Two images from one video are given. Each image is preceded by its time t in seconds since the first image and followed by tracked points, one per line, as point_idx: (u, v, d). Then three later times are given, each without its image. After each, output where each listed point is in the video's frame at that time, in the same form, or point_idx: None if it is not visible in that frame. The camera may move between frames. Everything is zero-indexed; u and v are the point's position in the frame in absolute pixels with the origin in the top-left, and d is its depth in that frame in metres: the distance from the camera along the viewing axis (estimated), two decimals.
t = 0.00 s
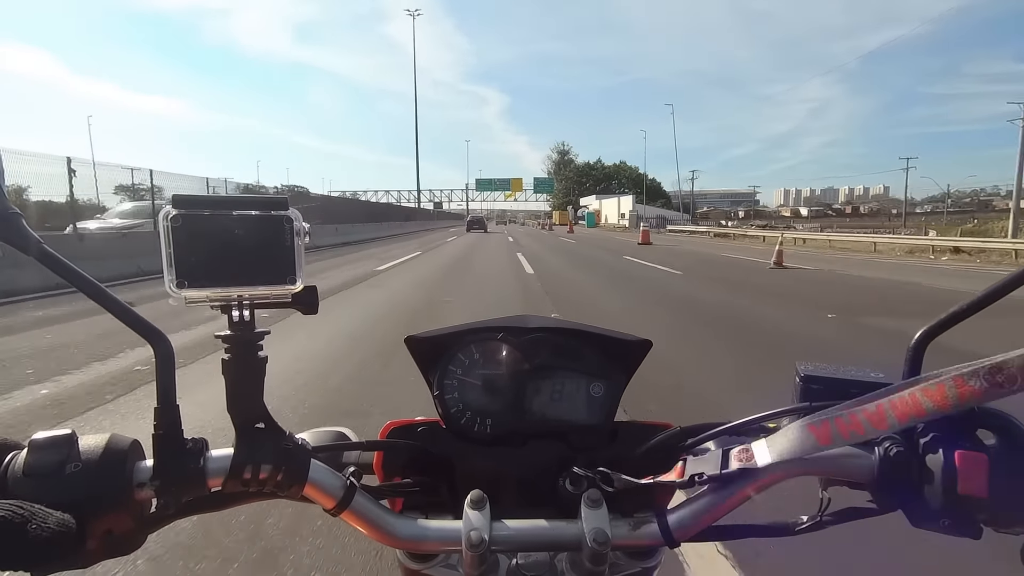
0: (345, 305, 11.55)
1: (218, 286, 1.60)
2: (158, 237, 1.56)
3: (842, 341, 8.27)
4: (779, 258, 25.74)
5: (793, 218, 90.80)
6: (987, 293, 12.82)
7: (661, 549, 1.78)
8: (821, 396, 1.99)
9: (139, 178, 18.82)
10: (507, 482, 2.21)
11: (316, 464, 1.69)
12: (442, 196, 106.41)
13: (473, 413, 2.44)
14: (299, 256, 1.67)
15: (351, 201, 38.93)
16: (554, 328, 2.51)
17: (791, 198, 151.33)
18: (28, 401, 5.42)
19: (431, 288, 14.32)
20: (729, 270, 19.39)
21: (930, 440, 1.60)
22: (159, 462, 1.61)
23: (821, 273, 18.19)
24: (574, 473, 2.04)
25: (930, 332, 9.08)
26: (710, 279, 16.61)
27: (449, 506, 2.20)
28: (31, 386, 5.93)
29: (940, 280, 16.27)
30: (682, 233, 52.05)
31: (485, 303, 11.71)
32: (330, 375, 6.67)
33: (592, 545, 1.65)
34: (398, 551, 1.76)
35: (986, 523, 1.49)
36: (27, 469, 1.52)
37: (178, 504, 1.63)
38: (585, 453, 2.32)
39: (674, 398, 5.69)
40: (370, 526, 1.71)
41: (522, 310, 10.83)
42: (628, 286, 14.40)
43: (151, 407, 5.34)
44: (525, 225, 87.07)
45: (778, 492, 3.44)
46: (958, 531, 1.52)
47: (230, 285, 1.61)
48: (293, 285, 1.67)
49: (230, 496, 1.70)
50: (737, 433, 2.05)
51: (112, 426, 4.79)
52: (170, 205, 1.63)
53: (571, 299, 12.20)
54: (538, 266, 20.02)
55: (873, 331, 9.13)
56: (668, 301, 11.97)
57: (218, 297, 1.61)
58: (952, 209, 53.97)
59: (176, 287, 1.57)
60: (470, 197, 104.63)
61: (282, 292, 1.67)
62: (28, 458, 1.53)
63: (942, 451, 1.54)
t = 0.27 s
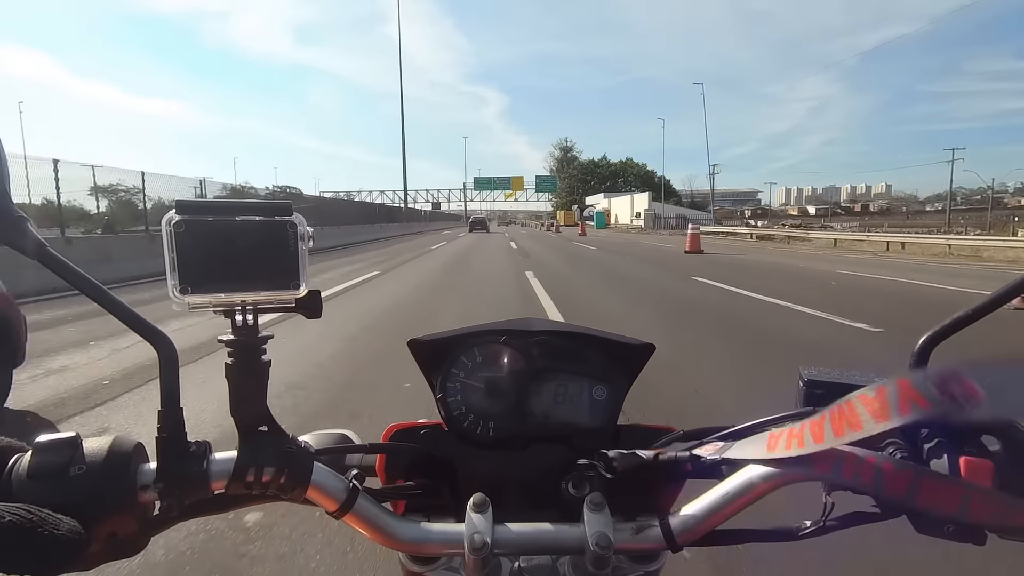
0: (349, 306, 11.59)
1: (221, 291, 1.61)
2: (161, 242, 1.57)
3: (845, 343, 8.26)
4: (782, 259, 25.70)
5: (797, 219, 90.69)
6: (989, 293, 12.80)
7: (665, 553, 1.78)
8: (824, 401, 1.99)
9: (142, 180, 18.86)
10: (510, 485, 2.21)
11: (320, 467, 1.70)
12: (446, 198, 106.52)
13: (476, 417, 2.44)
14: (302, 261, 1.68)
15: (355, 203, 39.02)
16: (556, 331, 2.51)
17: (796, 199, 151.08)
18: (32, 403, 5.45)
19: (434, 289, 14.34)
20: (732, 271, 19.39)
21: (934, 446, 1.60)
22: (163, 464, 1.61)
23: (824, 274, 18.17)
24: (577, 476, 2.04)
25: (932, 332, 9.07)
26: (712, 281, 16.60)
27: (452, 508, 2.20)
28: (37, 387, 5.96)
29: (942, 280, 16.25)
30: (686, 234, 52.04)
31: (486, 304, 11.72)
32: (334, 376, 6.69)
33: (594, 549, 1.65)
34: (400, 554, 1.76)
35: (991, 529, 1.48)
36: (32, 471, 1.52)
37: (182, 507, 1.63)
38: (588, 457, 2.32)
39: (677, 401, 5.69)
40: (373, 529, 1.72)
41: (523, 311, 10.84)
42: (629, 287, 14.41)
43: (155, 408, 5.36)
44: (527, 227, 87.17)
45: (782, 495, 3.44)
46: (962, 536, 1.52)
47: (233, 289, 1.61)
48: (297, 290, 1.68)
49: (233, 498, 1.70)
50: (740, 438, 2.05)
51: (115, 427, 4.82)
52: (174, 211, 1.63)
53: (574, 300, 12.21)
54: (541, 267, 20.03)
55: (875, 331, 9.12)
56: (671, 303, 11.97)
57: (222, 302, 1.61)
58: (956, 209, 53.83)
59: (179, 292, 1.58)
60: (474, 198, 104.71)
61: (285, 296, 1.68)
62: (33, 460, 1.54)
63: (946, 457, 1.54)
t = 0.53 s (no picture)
0: (352, 308, 11.63)
1: (231, 293, 1.63)
2: (171, 245, 1.59)
3: (847, 343, 8.29)
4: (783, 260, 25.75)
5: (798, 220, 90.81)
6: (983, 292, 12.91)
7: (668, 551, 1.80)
8: (826, 401, 2.01)
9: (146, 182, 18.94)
10: (514, 485, 2.24)
11: (326, 467, 1.72)
12: (447, 200, 106.76)
13: (480, 417, 2.47)
14: (309, 263, 1.71)
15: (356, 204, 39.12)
16: (560, 332, 2.53)
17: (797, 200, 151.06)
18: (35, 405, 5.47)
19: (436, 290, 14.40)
20: (733, 272, 19.43)
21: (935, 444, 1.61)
22: (172, 465, 1.63)
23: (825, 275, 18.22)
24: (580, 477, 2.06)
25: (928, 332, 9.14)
26: (713, 281, 16.64)
27: (457, 508, 2.22)
28: (44, 388, 6.01)
29: (936, 280, 16.35)
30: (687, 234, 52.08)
31: (485, 305, 11.74)
32: (338, 377, 6.73)
33: (598, 548, 1.67)
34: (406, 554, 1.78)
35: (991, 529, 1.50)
36: (45, 472, 1.55)
37: (192, 508, 1.66)
38: (592, 457, 2.34)
39: (678, 401, 5.71)
40: (378, 529, 1.73)
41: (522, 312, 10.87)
42: (631, 288, 14.44)
43: (161, 409, 5.40)
44: (526, 228, 87.28)
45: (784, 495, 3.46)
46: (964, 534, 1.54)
47: (243, 292, 1.63)
48: (304, 291, 1.70)
49: (242, 499, 1.72)
50: (743, 437, 2.07)
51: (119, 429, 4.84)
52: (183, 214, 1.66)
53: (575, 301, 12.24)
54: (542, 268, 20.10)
55: (872, 332, 9.19)
56: (673, 304, 12.02)
57: (231, 304, 1.64)
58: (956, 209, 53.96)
59: (189, 295, 1.60)
60: (476, 201, 105.06)
61: (293, 298, 1.70)
62: (47, 461, 1.57)
63: (946, 455, 1.56)
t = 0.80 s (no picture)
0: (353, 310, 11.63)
1: (230, 297, 1.63)
2: (170, 249, 1.59)
3: (848, 339, 8.29)
4: (783, 256, 25.75)
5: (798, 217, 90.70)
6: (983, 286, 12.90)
7: (673, 548, 1.79)
8: (829, 394, 2.00)
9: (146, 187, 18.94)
10: (518, 484, 2.23)
11: (329, 469, 1.71)
12: (446, 201, 106.76)
13: (483, 417, 2.46)
14: (308, 265, 1.70)
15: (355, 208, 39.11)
16: (562, 330, 2.52)
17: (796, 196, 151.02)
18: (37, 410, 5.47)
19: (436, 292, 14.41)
20: (734, 270, 19.42)
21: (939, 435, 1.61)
22: (175, 470, 1.63)
23: (825, 272, 18.22)
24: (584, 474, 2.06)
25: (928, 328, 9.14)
26: (713, 280, 16.66)
27: (461, 509, 2.21)
28: (46, 394, 6.00)
29: (936, 278, 16.37)
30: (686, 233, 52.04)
31: (486, 306, 11.73)
32: (340, 380, 6.73)
33: (603, 545, 1.66)
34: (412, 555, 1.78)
35: (999, 518, 1.49)
36: (47, 479, 1.54)
37: (194, 512, 1.65)
38: (595, 454, 2.33)
39: (681, 400, 5.70)
40: (383, 531, 1.73)
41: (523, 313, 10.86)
42: (632, 288, 14.44)
43: (164, 413, 5.40)
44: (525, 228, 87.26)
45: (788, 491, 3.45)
46: (971, 524, 1.53)
47: (242, 295, 1.63)
48: (304, 294, 1.70)
49: (245, 503, 1.71)
50: (746, 432, 2.06)
51: (121, 434, 4.84)
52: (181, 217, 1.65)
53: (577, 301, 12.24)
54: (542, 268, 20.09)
55: (873, 328, 9.19)
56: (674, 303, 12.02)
57: (230, 307, 1.63)
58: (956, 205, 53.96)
59: (189, 299, 1.59)
60: (475, 202, 105.06)
61: (293, 301, 1.69)
62: (47, 468, 1.56)
63: (952, 446, 1.55)
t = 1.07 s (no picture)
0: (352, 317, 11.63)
1: (231, 309, 1.63)
2: (172, 261, 1.60)
3: (848, 348, 8.30)
4: (782, 263, 25.79)
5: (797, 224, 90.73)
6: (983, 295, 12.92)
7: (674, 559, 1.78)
8: (829, 405, 2.00)
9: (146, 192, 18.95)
10: (518, 495, 2.22)
11: (329, 481, 1.71)
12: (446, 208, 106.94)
13: (483, 427, 2.46)
14: (310, 277, 1.70)
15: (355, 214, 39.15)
16: (562, 341, 2.52)
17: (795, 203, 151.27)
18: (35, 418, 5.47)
19: (436, 298, 14.41)
20: (733, 277, 19.44)
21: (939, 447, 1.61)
22: (175, 481, 1.62)
23: (825, 280, 18.24)
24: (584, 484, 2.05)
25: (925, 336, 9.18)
26: (713, 287, 16.69)
27: (461, 520, 2.21)
28: (43, 402, 5.99)
29: (932, 284, 16.44)
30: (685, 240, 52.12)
31: (484, 312, 11.72)
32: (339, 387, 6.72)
33: (604, 557, 1.66)
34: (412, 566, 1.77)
35: (1000, 530, 1.49)
36: (47, 492, 1.54)
37: (194, 525, 1.64)
38: (595, 465, 2.33)
39: (679, 409, 5.70)
40: (383, 542, 1.72)
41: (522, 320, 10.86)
42: (631, 295, 14.46)
43: (162, 421, 5.39)
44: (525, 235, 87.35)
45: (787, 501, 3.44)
46: (972, 536, 1.53)
47: (244, 307, 1.63)
48: (305, 306, 1.70)
49: (245, 514, 1.71)
50: (746, 443, 2.06)
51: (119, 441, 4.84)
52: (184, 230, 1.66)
53: (577, 308, 12.25)
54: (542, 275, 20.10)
55: (873, 337, 9.19)
56: (674, 310, 12.03)
57: (231, 320, 1.63)
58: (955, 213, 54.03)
59: (191, 311, 1.60)
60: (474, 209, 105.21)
61: (294, 312, 1.70)
62: (48, 480, 1.56)
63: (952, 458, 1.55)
